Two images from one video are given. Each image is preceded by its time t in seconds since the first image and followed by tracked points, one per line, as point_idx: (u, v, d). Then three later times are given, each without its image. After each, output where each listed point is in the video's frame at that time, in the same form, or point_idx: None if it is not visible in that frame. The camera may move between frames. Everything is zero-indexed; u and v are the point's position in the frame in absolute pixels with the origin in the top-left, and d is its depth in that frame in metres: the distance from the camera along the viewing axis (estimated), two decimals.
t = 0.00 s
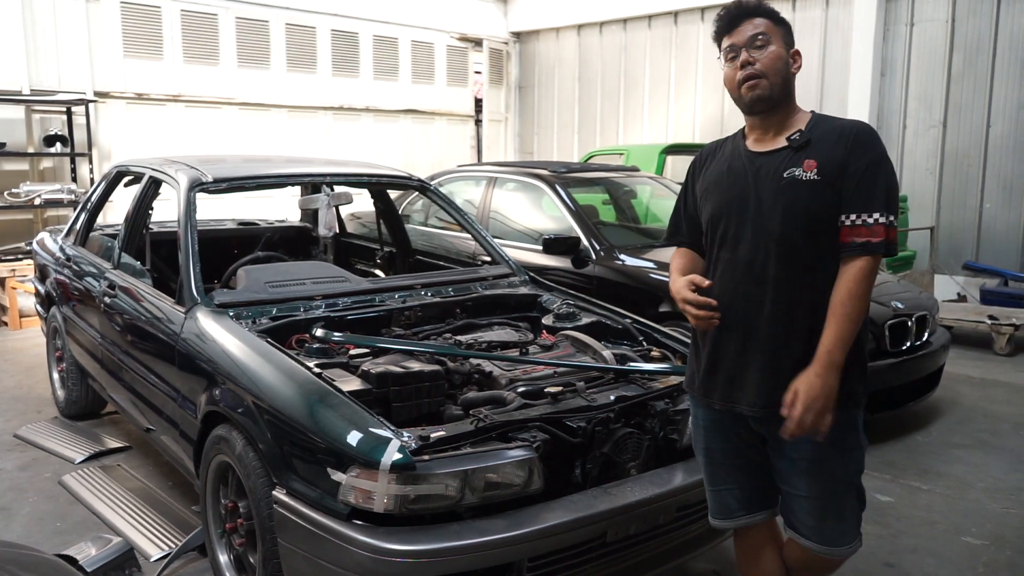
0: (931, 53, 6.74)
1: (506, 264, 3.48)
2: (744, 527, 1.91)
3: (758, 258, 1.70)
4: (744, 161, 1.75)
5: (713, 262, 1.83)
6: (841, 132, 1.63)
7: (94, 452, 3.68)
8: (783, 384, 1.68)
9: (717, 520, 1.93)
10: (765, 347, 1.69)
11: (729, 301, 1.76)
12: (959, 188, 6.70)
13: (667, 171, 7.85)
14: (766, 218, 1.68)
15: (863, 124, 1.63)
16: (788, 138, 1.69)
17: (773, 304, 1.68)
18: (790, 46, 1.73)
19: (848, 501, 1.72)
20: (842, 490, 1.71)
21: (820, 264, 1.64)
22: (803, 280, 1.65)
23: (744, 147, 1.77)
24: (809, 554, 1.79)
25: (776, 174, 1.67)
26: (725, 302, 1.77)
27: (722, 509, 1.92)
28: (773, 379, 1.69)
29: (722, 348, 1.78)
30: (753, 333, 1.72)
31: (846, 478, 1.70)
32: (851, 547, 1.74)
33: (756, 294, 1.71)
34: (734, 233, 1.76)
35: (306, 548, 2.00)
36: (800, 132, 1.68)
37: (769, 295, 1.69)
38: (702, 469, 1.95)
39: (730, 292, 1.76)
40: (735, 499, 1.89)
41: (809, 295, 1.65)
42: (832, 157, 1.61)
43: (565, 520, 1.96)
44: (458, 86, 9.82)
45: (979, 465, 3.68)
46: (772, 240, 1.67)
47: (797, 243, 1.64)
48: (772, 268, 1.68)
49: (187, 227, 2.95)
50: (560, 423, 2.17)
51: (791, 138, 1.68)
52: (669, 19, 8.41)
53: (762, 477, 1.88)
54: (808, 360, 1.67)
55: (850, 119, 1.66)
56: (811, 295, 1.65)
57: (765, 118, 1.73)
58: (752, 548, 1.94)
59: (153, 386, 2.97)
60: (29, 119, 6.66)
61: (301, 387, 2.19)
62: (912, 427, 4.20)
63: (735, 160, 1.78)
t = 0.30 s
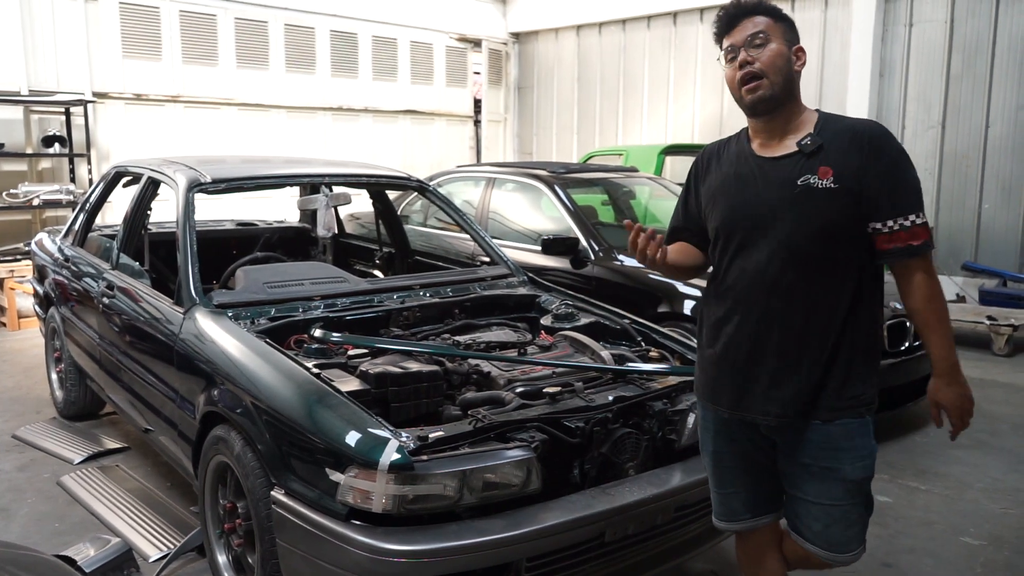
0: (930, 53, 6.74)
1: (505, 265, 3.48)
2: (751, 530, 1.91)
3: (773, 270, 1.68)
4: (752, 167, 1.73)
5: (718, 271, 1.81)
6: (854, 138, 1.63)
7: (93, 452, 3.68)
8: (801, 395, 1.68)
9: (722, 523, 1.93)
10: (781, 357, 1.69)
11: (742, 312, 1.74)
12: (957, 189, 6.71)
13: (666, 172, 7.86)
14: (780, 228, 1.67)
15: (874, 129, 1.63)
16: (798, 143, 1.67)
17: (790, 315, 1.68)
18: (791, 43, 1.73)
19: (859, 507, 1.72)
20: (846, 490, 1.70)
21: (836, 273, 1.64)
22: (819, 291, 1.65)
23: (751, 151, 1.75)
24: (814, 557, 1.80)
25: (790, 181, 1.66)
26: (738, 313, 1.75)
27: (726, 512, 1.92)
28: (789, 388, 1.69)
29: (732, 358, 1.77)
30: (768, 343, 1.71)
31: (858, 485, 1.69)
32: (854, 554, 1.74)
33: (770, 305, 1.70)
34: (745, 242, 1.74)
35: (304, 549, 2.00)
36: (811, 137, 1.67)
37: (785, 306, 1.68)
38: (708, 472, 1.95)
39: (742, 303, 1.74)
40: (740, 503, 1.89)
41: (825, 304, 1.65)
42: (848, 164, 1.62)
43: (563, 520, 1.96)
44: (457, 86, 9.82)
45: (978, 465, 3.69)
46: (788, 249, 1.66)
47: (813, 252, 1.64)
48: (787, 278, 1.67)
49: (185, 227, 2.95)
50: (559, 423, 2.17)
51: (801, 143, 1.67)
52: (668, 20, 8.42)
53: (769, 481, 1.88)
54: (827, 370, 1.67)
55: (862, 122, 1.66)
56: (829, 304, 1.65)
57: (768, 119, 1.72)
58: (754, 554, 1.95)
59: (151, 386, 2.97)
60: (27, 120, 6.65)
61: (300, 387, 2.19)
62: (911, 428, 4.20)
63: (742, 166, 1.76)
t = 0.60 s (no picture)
0: (929, 54, 6.75)
1: (505, 265, 3.48)
2: (776, 542, 1.91)
3: (824, 280, 1.66)
4: (798, 171, 1.70)
5: (755, 277, 1.79)
6: (906, 142, 1.62)
7: (93, 451, 3.68)
8: (851, 405, 1.68)
9: (748, 532, 1.93)
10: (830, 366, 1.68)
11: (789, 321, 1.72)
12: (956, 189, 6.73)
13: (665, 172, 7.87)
14: (832, 236, 1.65)
15: (923, 133, 1.63)
16: (848, 147, 1.66)
17: (841, 326, 1.66)
18: (835, 35, 1.69)
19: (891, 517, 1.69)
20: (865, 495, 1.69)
21: (885, 281, 1.64)
22: (869, 300, 1.65)
23: (795, 153, 1.72)
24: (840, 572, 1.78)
25: (841, 187, 1.64)
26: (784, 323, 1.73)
27: (756, 523, 1.91)
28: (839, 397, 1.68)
29: (778, 367, 1.75)
30: (816, 353, 1.69)
31: (903, 485, 1.66)
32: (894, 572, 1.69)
33: (820, 314, 1.68)
34: (790, 249, 1.71)
35: (304, 548, 2.00)
36: (861, 140, 1.65)
37: (835, 316, 1.66)
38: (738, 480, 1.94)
39: (789, 312, 1.72)
40: (769, 513, 1.89)
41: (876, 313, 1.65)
42: (901, 170, 1.61)
43: (563, 520, 1.96)
44: (457, 87, 9.83)
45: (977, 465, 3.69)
46: (840, 258, 1.64)
47: (866, 261, 1.63)
48: (839, 288, 1.65)
49: (185, 226, 2.95)
50: (558, 423, 2.17)
51: (851, 146, 1.65)
52: (668, 20, 8.42)
53: (797, 491, 1.87)
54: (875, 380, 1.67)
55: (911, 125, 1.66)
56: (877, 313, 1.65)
57: (811, 118, 1.69)
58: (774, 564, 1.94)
59: (152, 386, 2.97)
60: (27, 120, 6.65)
61: (299, 386, 2.19)
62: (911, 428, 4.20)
63: (784, 168, 1.72)
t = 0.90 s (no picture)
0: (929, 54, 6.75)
1: (505, 264, 3.46)
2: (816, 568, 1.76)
3: (892, 298, 1.52)
4: (873, 175, 1.54)
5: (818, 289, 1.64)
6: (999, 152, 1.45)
7: (92, 451, 3.67)
8: (914, 434, 1.55)
9: (787, 549, 1.78)
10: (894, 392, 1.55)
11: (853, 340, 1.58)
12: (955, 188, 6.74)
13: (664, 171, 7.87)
14: (904, 251, 1.49)
15: (1022, 141, 1.45)
16: (927, 153, 1.50)
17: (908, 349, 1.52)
18: (912, 30, 1.47)
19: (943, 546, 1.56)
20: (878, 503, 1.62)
21: (963, 303, 1.48)
22: (942, 324, 1.50)
23: (874, 156, 1.55)
24: None
25: (918, 198, 1.48)
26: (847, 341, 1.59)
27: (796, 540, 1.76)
28: (902, 425, 1.56)
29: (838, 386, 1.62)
30: (880, 375, 1.56)
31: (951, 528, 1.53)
32: None
33: (888, 334, 1.54)
34: (858, 263, 1.55)
35: (304, 547, 2.00)
36: (947, 144, 1.48)
37: (901, 337, 1.52)
38: (783, 496, 1.80)
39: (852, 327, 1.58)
40: (811, 531, 1.73)
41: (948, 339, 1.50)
42: (987, 181, 1.44)
43: (563, 519, 1.95)
44: (456, 86, 9.82)
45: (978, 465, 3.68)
46: (913, 276, 1.49)
47: (941, 280, 1.47)
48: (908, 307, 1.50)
49: (185, 226, 2.94)
50: (559, 422, 2.16)
51: (932, 153, 1.49)
52: (668, 19, 8.41)
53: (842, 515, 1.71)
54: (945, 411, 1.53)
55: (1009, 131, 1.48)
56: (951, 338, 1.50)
57: (879, 122, 1.55)
58: None
59: (151, 386, 2.96)
60: (26, 119, 6.63)
61: (299, 386, 2.18)
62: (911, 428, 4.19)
63: (857, 169, 1.56)
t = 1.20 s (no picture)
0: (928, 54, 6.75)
1: (504, 263, 3.46)
2: None
3: (897, 305, 1.43)
4: (905, 168, 1.46)
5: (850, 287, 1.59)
6: None
7: (90, 451, 3.66)
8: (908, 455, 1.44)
9: (810, 557, 1.74)
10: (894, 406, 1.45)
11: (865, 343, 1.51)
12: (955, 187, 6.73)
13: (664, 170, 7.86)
14: (911, 255, 1.40)
15: None
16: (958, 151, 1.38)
17: (912, 362, 1.42)
18: (958, 22, 1.36)
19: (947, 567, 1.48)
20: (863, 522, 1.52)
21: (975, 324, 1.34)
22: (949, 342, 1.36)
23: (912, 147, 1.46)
24: None
25: (933, 198, 1.37)
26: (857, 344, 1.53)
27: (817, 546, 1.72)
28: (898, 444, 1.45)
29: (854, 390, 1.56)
30: (887, 385, 1.47)
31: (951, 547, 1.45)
32: None
33: (894, 341, 1.45)
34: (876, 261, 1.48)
35: (303, 547, 2.00)
36: (978, 147, 1.34)
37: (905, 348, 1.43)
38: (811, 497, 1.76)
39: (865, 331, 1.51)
40: (832, 540, 1.68)
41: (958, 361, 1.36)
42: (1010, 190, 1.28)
43: (562, 519, 1.95)
44: (456, 86, 9.81)
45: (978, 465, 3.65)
46: (917, 282, 1.39)
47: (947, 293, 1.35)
48: (911, 316, 1.41)
49: (184, 225, 2.94)
50: (558, 422, 2.16)
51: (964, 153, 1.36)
52: (667, 19, 8.41)
53: (860, 519, 1.65)
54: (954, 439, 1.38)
55: None
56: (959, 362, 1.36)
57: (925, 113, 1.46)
58: None
59: (151, 386, 2.96)
60: (25, 118, 6.63)
61: (298, 386, 2.18)
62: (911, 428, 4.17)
63: (893, 163, 1.49)
